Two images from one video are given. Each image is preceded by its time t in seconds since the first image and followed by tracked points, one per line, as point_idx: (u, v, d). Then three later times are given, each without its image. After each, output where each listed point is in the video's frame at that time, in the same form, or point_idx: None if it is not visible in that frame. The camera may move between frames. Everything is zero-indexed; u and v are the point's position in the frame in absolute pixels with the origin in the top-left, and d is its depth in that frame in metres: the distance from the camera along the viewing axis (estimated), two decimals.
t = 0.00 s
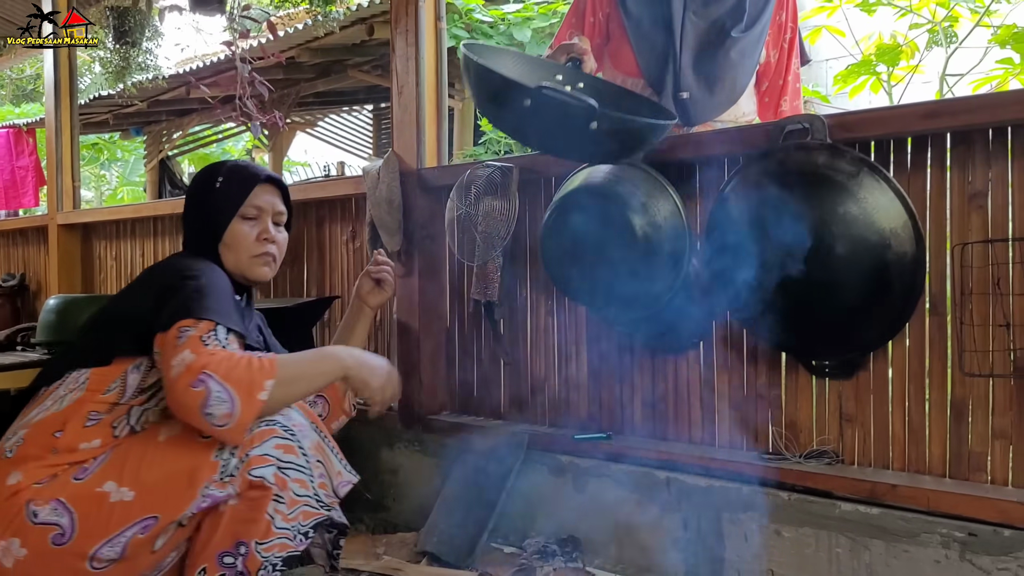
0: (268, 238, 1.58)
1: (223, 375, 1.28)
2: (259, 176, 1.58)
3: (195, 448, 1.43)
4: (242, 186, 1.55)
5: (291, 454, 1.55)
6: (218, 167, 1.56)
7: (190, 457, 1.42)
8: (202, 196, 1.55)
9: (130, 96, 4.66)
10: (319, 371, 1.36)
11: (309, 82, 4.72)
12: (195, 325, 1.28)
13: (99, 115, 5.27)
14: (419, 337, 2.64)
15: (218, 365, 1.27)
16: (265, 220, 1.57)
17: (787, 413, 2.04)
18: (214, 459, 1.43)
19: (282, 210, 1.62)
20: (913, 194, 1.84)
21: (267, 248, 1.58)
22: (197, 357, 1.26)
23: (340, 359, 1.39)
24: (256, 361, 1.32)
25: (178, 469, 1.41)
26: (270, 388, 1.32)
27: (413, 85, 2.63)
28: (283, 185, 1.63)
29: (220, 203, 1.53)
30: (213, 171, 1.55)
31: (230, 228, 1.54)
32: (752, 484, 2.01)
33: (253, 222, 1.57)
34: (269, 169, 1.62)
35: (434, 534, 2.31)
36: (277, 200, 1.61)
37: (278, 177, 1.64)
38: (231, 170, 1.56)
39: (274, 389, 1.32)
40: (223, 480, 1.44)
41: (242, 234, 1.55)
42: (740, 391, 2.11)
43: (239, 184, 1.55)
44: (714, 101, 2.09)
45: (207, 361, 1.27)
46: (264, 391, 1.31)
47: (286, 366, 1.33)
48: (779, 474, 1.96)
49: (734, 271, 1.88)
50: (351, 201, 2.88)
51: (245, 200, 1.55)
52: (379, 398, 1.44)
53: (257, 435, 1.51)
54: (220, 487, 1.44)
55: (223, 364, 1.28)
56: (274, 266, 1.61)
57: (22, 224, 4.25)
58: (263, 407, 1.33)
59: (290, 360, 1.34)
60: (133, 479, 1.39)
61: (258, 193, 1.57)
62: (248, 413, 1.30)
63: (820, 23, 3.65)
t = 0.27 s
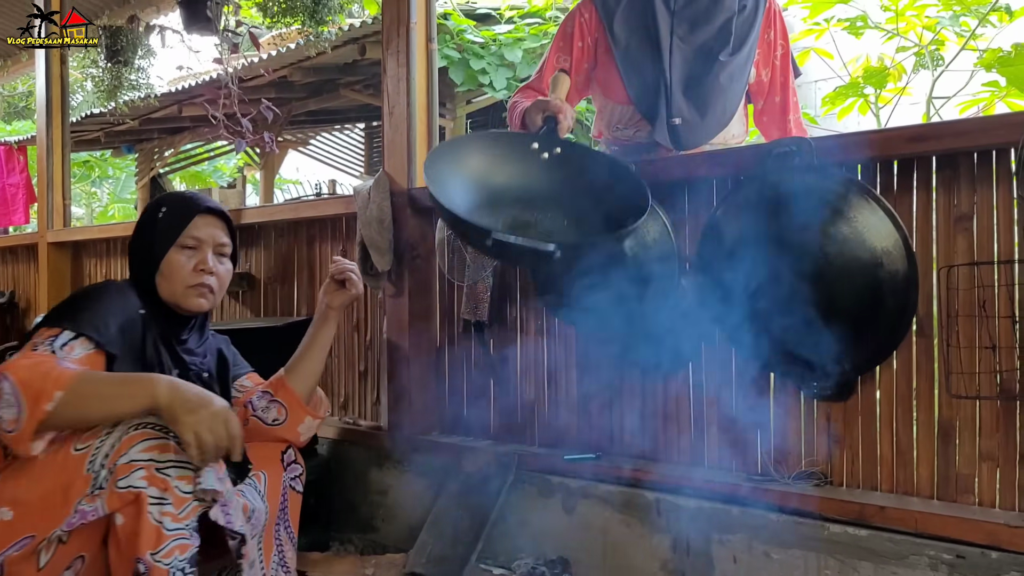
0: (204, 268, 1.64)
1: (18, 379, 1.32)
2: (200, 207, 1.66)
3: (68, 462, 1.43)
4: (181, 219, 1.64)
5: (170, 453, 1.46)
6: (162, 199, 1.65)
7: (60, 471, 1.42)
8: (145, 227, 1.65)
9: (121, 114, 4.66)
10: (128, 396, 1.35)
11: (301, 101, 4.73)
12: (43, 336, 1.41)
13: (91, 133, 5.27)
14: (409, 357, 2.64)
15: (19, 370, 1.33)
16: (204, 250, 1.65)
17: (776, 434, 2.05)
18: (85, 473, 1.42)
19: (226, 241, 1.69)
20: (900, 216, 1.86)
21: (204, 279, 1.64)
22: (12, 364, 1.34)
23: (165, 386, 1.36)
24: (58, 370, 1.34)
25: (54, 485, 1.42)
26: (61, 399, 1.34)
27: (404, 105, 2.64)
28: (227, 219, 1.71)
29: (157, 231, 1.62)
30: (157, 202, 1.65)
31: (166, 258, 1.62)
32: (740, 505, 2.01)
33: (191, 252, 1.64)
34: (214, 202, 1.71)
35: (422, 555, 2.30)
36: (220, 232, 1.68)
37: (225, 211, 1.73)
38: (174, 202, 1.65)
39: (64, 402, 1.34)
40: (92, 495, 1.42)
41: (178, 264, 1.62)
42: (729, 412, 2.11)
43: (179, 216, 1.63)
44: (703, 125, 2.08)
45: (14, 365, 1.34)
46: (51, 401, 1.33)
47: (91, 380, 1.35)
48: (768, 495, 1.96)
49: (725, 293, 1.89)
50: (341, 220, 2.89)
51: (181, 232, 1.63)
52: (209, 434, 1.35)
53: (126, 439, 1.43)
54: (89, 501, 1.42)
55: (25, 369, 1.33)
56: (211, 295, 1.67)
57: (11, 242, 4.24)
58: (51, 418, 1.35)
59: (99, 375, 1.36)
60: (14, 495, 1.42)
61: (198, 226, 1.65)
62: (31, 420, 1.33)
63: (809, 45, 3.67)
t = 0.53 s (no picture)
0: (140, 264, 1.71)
1: None
2: (132, 207, 1.73)
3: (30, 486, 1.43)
4: (110, 219, 1.69)
5: (127, 489, 1.43)
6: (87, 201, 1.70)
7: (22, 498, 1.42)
8: (71, 229, 1.69)
9: (118, 132, 4.67)
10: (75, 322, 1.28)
11: (297, 119, 4.76)
12: None
13: (87, 150, 5.28)
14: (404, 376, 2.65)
15: None
16: (138, 249, 1.71)
17: (770, 453, 2.05)
18: (41, 498, 1.40)
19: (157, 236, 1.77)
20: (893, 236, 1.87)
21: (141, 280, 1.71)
22: None
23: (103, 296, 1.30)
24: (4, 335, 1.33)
25: (13, 510, 1.42)
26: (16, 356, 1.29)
27: (399, 124, 2.65)
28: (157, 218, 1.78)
29: (88, 230, 1.66)
30: (82, 205, 1.69)
31: (100, 260, 1.68)
32: (735, 525, 2.01)
33: (125, 253, 1.70)
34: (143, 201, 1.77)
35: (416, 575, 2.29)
36: (153, 231, 1.75)
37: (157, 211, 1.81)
38: (101, 203, 1.70)
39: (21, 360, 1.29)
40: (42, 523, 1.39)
41: (112, 265, 1.68)
42: (723, 431, 2.11)
43: (110, 216, 1.69)
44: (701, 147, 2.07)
45: None
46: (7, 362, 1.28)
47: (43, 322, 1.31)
48: (762, 515, 1.96)
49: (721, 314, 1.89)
50: (337, 239, 2.89)
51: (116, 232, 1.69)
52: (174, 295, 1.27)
53: (86, 468, 1.41)
54: (38, 530, 1.39)
55: None
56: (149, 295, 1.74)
57: (6, 259, 4.24)
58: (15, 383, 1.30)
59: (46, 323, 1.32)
60: None
61: (129, 226, 1.70)
62: None
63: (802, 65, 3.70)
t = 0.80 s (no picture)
0: (114, 266, 1.70)
1: (99, 396, 1.32)
2: (94, 204, 1.71)
3: (55, 530, 1.51)
4: (68, 220, 1.66)
5: (153, 530, 1.47)
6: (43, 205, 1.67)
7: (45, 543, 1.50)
8: (32, 236, 1.67)
9: (115, 146, 4.68)
10: (223, 389, 1.28)
11: (295, 134, 4.77)
12: (43, 361, 1.38)
13: (84, 164, 5.29)
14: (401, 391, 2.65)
15: (95, 384, 1.33)
16: (106, 250, 1.70)
17: (766, 469, 2.05)
18: (68, 542, 1.48)
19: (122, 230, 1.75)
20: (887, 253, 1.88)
21: (115, 279, 1.70)
22: (73, 380, 1.34)
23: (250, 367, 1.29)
24: (135, 376, 1.33)
25: (40, 553, 1.50)
26: (149, 405, 1.30)
27: (397, 141, 2.66)
28: (119, 210, 1.76)
29: (50, 235, 1.64)
30: (37, 209, 1.67)
31: (70, 264, 1.67)
32: (732, 542, 2.00)
33: (93, 255, 1.69)
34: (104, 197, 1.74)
35: None
36: (116, 226, 1.74)
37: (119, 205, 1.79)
38: (59, 205, 1.67)
39: (153, 407, 1.30)
40: (74, 563, 1.46)
41: (84, 269, 1.67)
42: (719, 447, 2.12)
43: (69, 216, 1.67)
44: (690, 162, 2.12)
45: (87, 379, 1.34)
46: (139, 407, 1.30)
47: (183, 375, 1.31)
48: (759, 532, 1.96)
49: (717, 329, 1.89)
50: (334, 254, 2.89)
51: (80, 233, 1.67)
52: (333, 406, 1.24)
53: (114, 508, 1.46)
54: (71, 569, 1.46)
55: (101, 381, 1.33)
56: (127, 292, 1.74)
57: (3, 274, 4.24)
58: (144, 426, 1.31)
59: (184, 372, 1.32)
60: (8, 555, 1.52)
61: (93, 226, 1.69)
62: (119, 429, 1.31)
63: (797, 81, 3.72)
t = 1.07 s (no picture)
0: (137, 275, 1.68)
1: (194, 465, 1.40)
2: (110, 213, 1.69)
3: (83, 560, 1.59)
4: (86, 233, 1.63)
5: (182, 564, 1.59)
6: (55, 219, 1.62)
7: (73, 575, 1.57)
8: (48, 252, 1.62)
9: (113, 160, 4.69)
10: (319, 448, 1.43)
11: (292, 148, 4.79)
12: (109, 416, 1.40)
13: (82, 178, 5.30)
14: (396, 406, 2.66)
15: (186, 453, 1.40)
16: (128, 259, 1.68)
17: (762, 484, 2.05)
18: (97, 570, 1.58)
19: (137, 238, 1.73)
20: (881, 270, 1.89)
21: (141, 289, 1.69)
22: (157, 445, 1.39)
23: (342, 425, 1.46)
24: (227, 442, 1.42)
25: None
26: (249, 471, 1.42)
27: (394, 156, 2.67)
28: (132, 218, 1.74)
29: (72, 251, 1.61)
30: (51, 225, 1.62)
31: (98, 280, 1.63)
32: (728, 557, 2.01)
33: (117, 266, 1.67)
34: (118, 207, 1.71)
35: None
36: (130, 233, 1.72)
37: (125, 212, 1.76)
38: (73, 217, 1.64)
39: (251, 472, 1.42)
40: None
41: (112, 282, 1.65)
42: (715, 463, 2.12)
43: (87, 228, 1.64)
44: (674, 184, 2.13)
45: (174, 446, 1.40)
46: (239, 473, 1.41)
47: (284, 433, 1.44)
48: (755, 547, 1.96)
49: (713, 345, 1.90)
50: (331, 269, 2.89)
51: (102, 246, 1.64)
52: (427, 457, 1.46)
53: (145, 543, 1.59)
54: None
55: (191, 448, 1.41)
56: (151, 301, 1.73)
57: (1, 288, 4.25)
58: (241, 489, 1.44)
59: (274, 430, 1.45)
60: None
61: (114, 236, 1.67)
62: (224, 495, 1.42)
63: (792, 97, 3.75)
